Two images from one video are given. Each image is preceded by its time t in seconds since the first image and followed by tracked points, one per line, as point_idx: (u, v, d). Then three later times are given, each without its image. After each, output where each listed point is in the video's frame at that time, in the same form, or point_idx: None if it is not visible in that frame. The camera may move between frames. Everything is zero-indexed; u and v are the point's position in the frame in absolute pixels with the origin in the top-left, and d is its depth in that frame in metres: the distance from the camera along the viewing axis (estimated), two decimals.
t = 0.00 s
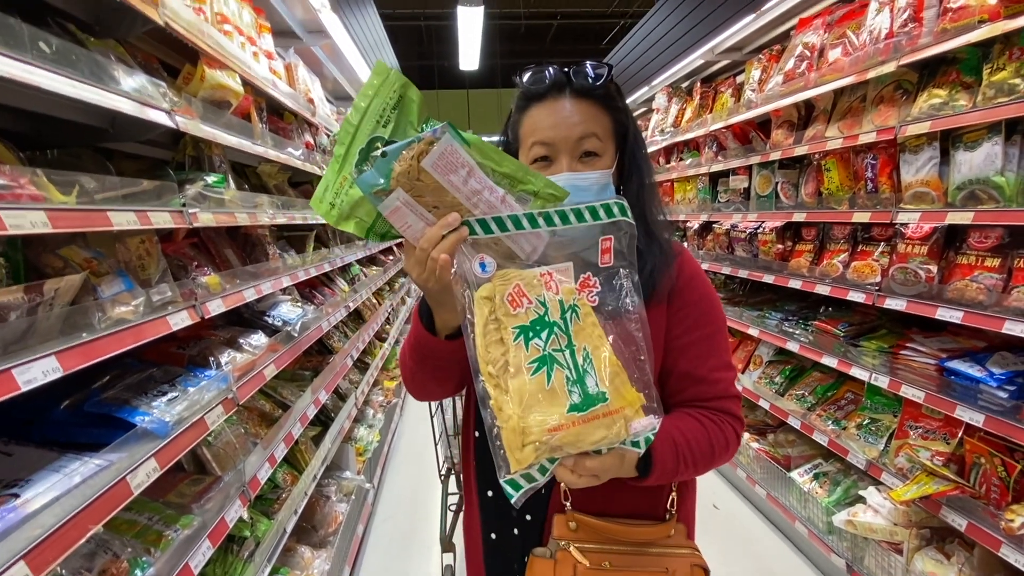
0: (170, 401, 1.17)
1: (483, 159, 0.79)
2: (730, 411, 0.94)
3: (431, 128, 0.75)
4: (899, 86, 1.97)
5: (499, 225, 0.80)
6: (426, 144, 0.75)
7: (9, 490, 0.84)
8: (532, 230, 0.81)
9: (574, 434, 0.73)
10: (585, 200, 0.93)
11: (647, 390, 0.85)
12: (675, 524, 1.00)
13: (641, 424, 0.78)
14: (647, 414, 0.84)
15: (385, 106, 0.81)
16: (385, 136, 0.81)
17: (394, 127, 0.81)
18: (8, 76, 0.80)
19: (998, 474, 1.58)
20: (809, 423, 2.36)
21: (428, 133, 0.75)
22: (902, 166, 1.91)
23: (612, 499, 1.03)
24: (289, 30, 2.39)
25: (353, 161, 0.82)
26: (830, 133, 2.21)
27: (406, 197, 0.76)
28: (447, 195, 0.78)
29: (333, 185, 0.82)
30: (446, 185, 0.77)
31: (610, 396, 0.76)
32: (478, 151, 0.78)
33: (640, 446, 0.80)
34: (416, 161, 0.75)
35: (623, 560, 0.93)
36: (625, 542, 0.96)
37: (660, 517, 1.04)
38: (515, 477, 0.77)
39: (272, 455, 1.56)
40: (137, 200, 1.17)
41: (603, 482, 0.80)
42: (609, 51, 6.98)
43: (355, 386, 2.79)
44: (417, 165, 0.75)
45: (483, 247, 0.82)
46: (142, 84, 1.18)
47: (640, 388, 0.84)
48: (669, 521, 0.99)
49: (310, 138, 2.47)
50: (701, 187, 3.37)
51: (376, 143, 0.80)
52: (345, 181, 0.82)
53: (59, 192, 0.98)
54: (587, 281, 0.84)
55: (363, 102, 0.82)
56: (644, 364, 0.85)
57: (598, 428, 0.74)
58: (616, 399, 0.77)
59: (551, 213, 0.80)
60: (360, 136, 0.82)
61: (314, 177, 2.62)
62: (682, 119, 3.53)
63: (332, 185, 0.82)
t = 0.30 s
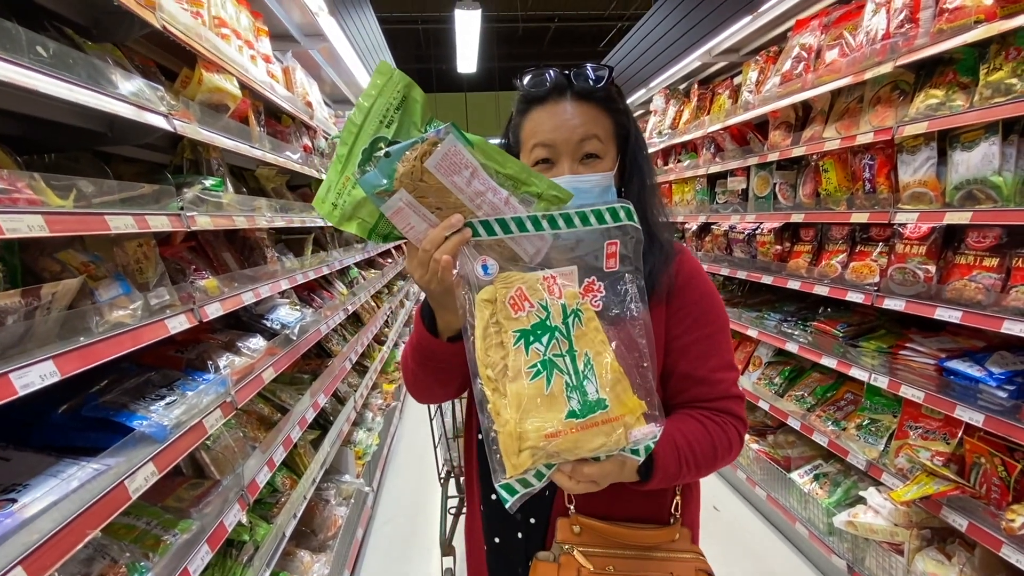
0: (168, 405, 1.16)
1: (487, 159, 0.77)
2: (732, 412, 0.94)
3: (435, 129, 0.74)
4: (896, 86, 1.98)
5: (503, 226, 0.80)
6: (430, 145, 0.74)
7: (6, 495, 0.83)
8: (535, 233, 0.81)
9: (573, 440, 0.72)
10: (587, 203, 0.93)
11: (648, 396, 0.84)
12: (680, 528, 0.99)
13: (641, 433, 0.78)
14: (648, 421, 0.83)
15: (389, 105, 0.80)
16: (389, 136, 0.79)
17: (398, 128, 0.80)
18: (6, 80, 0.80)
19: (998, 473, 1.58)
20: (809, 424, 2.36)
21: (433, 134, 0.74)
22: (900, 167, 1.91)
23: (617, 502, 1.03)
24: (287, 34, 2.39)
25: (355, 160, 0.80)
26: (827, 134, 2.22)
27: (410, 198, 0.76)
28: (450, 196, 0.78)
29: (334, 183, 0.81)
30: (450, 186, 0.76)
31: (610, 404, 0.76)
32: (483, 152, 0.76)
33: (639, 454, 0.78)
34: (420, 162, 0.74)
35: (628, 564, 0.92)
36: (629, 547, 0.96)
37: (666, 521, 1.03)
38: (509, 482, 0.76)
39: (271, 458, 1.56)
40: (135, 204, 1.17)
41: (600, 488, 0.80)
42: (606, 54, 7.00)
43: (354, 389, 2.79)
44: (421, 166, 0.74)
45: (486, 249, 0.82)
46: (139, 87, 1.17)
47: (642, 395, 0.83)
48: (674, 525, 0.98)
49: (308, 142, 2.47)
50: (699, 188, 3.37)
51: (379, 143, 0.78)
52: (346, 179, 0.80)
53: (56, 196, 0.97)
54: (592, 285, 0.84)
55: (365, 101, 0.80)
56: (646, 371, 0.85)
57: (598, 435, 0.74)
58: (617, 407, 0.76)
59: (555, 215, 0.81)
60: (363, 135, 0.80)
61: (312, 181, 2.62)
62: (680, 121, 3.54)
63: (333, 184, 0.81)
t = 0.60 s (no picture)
0: (167, 404, 1.16)
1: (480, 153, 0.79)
2: (727, 412, 0.93)
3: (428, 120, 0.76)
4: (896, 82, 1.97)
5: (497, 218, 0.80)
6: (422, 135, 0.76)
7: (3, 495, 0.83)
8: (527, 224, 0.80)
9: (563, 432, 0.72)
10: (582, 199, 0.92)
11: (639, 390, 0.83)
12: (674, 526, 0.99)
13: (632, 425, 0.76)
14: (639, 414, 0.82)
15: (381, 99, 0.83)
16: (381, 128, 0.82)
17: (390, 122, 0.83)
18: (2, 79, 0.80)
19: (999, 469, 1.58)
20: (809, 421, 2.35)
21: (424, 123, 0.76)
22: (901, 162, 1.91)
23: (611, 500, 1.02)
24: (284, 31, 2.38)
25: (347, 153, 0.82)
26: (828, 130, 2.21)
27: (402, 188, 0.77)
28: (442, 186, 0.78)
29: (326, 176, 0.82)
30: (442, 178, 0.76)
31: (601, 394, 0.75)
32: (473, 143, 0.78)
33: (630, 446, 0.77)
34: (413, 151, 0.76)
35: (620, 563, 0.92)
36: (621, 545, 0.95)
37: (660, 519, 1.03)
38: (501, 474, 0.75)
39: (270, 457, 1.55)
40: (131, 203, 1.16)
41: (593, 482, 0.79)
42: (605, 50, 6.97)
43: (354, 387, 2.79)
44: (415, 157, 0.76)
45: (478, 241, 0.82)
46: (135, 85, 1.16)
47: (633, 389, 0.82)
48: (668, 523, 0.98)
49: (306, 139, 2.46)
50: (699, 185, 3.36)
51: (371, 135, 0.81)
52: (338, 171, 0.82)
53: (52, 194, 0.97)
54: (582, 279, 0.82)
55: (357, 95, 0.83)
56: (638, 365, 0.84)
57: (588, 427, 0.73)
58: (608, 397, 0.75)
59: (547, 209, 0.80)
60: (355, 128, 0.83)
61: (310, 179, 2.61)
62: (679, 117, 3.52)
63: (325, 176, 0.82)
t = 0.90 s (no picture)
0: (167, 400, 1.15)
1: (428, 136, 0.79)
2: (735, 405, 0.93)
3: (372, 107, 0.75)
4: (902, 71, 1.94)
5: (462, 204, 0.77)
6: (371, 123, 0.74)
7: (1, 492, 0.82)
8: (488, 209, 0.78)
9: (576, 386, 0.72)
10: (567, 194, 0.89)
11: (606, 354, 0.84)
12: (675, 518, 0.98)
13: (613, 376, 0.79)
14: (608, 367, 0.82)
15: (314, 98, 0.81)
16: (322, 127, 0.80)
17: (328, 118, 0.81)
18: None
19: (1005, 462, 1.56)
20: (812, 414, 2.34)
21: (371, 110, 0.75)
22: (906, 153, 1.88)
23: (611, 493, 1.02)
24: (283, 24, 2.36)
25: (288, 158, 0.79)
26: (832, 120, 2.18)
27: (362, 179, 0.73)
28: (398, 172, 0.75)
29: (270, 185, 0.78)
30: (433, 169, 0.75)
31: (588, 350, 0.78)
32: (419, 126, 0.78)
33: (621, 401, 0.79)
34: (365, 140, 0.74)
35: (621, 554, 0.92)
36: (621, 537, 0.95)
37: (660, 511, 1.03)
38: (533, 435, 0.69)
39: (272, 452, 1.55)
40: (130, 198, 1.15)
41: (609, 446, 0.77)
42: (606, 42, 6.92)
43: (355, 382, 2.78)
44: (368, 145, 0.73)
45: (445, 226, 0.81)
46: (131, 79, 1.15)
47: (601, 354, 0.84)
48: (668, 515, 0.97)
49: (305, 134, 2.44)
50: (702, 177, 3.33)
51: (313, 134, 0.79)
52: (284, 178, 0.78)
53: (48, 189, 0.96)
54: (531, 260, 0.88)
55: (288, 96, 0.81)
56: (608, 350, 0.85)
57: (590, 380, 0.74)
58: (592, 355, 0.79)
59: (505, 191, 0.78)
60: (292, 133, 0.80)
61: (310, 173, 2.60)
62: (682, 109, 3.50)
63: (269, 185, 0.78)
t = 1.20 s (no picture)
0: (167, 395, 1.14)
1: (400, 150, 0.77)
2: (739, 397, 0.91)
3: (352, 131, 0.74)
4: (908, 58, 1.91)
5: (448, 222, 0.78)
6: (353, 147, 0.74)
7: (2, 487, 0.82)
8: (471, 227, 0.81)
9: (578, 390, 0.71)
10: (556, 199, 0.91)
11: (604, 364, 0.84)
12: (683, 508, 0.98)
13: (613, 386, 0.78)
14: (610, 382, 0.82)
15: (291, 126, 0.80)
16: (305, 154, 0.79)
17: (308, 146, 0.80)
18: None
19: (1012, 453, 1.55)
20: (817, 405, 2.33)
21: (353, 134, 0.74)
22: (912, 141, 1.86)
23: (619, 486, 1.01)
24: (281, 16, 2.34)
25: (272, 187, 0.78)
26: (836, 109, 2.16)
27: (352, 201, 0.73)
28: (385, 192, 0.75)
29: (257, 217, 0.77)
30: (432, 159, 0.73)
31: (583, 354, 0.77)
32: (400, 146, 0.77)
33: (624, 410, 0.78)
34: (350, 162, 0.73)
35: (632, 545, 0.91)
36: (630, 528, 0.94)
37: (668, 502, 1.02)
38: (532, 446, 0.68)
39: (275, 447, 1.55)
40: (130, 192, 1.14)
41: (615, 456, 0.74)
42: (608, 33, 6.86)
43: (359, 376, 2.78)
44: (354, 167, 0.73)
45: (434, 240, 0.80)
46: (128, 72, 1.14)
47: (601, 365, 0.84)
48: (677, 506, 0.97)
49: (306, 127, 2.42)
50: (705, 168, 3.31)
51: (295, 162, 0.78)
52: (271, 207, 0.77)
53: (45, 182, 0.95)
54: (520, 278, 0.86)
55: (264, 125, 0.79)
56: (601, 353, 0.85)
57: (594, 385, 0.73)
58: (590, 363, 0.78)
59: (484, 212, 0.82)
60: (272, 161, 0.79)
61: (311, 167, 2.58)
62: (684, 99, 3.47)
63: (257, 217, 0.77)
